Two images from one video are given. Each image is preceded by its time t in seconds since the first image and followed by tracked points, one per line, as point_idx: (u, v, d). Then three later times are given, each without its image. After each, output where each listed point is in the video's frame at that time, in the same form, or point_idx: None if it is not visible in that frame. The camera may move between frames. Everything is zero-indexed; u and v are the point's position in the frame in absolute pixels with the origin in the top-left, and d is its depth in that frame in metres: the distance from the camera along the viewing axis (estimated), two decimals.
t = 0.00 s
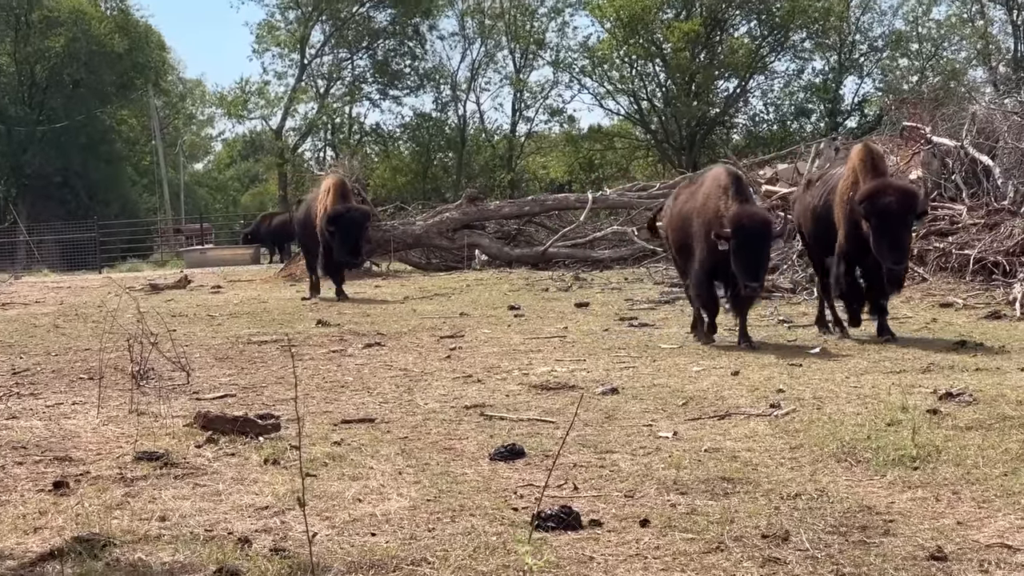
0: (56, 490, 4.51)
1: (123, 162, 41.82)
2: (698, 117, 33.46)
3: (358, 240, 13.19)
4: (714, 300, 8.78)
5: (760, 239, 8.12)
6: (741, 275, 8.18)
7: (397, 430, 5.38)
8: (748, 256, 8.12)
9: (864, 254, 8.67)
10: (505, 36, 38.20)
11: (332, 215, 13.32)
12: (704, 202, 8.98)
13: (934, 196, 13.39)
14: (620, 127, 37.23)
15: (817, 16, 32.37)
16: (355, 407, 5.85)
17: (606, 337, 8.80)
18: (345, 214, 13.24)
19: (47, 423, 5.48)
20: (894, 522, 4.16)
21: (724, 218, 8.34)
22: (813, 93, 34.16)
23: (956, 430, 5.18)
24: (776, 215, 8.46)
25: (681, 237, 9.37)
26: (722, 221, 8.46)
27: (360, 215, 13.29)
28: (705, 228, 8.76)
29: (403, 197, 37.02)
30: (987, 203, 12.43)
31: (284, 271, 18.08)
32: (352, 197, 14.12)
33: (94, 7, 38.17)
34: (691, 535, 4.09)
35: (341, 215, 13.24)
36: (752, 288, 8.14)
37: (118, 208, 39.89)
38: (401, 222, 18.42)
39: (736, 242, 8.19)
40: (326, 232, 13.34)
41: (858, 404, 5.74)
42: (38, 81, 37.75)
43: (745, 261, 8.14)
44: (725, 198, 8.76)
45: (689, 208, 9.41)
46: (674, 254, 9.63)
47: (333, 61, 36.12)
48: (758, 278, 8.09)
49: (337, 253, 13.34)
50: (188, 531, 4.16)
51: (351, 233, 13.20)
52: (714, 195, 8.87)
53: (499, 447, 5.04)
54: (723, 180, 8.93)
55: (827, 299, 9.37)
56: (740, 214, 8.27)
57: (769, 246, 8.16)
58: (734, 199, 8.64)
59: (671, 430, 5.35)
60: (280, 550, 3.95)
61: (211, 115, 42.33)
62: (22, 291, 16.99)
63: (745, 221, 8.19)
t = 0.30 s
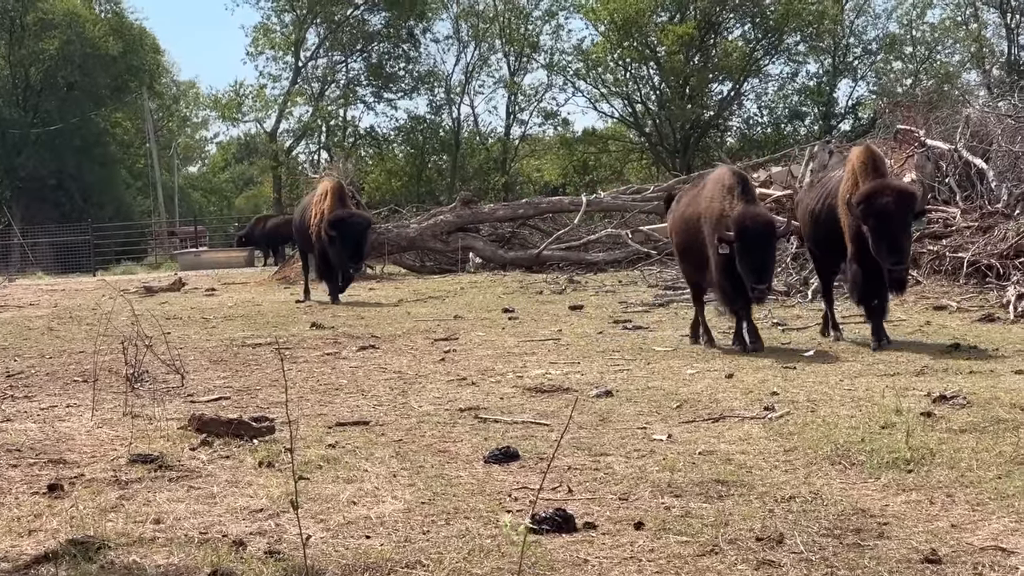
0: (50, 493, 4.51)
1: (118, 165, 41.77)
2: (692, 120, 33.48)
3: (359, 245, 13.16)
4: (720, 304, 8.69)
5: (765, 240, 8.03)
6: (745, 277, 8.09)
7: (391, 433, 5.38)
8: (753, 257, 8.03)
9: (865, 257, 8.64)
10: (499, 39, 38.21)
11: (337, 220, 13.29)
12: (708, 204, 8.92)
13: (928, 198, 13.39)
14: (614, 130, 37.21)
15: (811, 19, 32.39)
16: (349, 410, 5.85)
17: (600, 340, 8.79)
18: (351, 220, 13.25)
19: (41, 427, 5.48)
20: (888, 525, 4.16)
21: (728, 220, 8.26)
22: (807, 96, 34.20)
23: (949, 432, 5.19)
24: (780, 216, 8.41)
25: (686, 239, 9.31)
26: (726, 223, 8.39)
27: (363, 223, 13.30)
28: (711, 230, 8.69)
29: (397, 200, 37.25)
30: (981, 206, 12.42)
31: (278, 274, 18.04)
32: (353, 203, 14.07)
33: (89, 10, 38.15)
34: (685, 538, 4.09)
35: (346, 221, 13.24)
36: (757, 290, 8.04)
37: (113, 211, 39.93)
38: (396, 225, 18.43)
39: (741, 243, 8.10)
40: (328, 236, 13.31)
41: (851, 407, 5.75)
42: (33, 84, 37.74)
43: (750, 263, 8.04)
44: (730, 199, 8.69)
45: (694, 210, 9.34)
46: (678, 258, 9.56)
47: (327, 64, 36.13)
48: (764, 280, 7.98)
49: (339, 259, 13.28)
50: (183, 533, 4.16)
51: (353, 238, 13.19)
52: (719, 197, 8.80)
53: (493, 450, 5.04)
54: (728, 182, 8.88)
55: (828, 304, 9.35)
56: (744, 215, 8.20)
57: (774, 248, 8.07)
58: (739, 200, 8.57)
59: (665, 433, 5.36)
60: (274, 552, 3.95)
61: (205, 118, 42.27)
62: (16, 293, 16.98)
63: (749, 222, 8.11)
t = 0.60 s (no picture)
0: (41, 498, 4.50)
1: (110, 168, 41.71)
2: (684, 123, 33.49)
3: (359, 243, 13.16)
4: (721, 312, 8.65)
5: (767, 252, 7.98)
6: (747, 288, 8.04)
7: (383, 436, 5.37)
8: (755, 269, 7.97)
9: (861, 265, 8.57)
10: (490, 42, 38.19)
11: (334, 219, 13.24)
12: (709, 209, 8.86)
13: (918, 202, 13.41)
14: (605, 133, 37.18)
15: (802, 23, 32.42)
16: (340, 413, 5.84)
17: (592, 343, 8.78)
18: (348, 215, 13.20)
19: (32, 431, 5.47)
20: (879, 529, 4.16)
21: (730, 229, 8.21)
22: (798, 99, 34.22)
23: (940, 436, 5.19)
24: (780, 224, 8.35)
25: (686, 244, 9.27)
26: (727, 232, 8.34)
27: (360, 219, 13.25)
28: (711, 238, 8.64)
29: (388, 203, 37.18)
30: (972, 209, 12.39)
31: (269, 277, 18.00)
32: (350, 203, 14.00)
33: (80, 13, 38.15)
34: (677, 542, 4.08)
35: (343, 218, 13.18)
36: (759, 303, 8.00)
37: (104, 214, 39.87)
38: (387, 229, 18.44)
39: (743, 253, 8.05)
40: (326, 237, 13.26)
41: (843, 410, 5.74)
42: (24, 87, 37.70)
43: (752, 275, 7.99)
44: (731, 207, 8.64)
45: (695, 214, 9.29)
46: (678, 262, 9.53)
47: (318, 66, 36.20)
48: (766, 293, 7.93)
49: (341, 259, 13.28)
50: (174, 537, 4.15)
51: (352, 236, 13.15)
52: (719, 204, 8.75)
53: (484, 453, 5.03)
54: (729, 187, 8.81)
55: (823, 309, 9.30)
56: (746, 225, 8.14)
57: (776, 259, 8.01)
58: (740, 207, 8.50)
59: (656, 436, 5.35)
60: (266, 557, 3.94)
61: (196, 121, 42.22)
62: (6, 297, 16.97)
63: (750, 232, 8.05)
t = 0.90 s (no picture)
0: (29, 500, 4.49)
1: (98, 171, 41.74)
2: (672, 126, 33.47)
3: (355, 246, 13.15)
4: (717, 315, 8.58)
5: (767, 253, 7.93)
6: (745, 290, 7.99)
7: (371, 439, 5.37)
8: (754, 270, 7.92)
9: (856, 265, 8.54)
10: (478, 45, 38.16)
11: (331, 223, 13.27)
12: (708, 211, 8.84)
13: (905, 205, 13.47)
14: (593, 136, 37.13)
15: (790, 26, 32.40)
16: (329, 416, 5.83)
17: (581, 347, 8.78)
18: (346, 220, 13.23)
19: (19, 433, 5.46)
20: (867, 532, 4.16)
21: (730, 230, 8.16)
22: (786, 102, 34.21)
23: (928, 439, 5.18)
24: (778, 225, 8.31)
25: (684, 246, 9.23)
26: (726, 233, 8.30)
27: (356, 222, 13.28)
28: (709, 240, 8.60)
29: (376, 206, 37.18)
30: (959, 213, 12.45)
31: (258, 280, 17.99)
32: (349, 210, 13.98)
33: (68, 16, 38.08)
34: (665, 545, 4.08)
35: (340, 222, 13.23)
36: (758, 305, 7.94)
37: (92, 216, 39.83)
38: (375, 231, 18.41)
39: (742, 254, 8.00)
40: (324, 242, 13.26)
41: (831, 413, 5.74)
42: (13, 89, 37.65)
43: (751, 277, 7.94)
44: (730, 208, 8.60)
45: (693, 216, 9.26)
46: (676, 266, 9.47)
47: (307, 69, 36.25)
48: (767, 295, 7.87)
49: (337, 263, 13.26)
50: (162, 541, 4.14)
51: (349, 241, 13.14)
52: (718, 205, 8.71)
53: (473, 456, 5.03)
54: (728, 189, 8.79)
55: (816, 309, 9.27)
56: (745, 226, 8.10)
57: (776, 260, 7.97)
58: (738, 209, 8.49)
59: (645, 439, 5.34)
60: (254, 560, 3.93)
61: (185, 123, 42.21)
62: None
63: (751, 234, 8.01)
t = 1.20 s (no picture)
0: (14, 503, 4.48)
1: (82, 172, 41.62)
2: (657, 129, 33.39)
3: (343, 246, 13.11)
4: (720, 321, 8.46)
5: (767, 253, 7.85)
6: (748, 290, 7.92)
7: (356, 442, 5.36)
8: (756, 269, 7.85)
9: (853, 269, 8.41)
10: (463, 47, 38.11)
11: (321, 223, 13.19)
12: (703, 215, 8.73)
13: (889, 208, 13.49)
14: (578, 138, 37.07)
15: (774, 28, 32.40)
16: (313, 419, 5.82)
17: (567, 348, 8.77)
18: (336, 220, 13.17)
19: (1, 437, 5.43)
20: (853, 536, 4.15)
21: (726, 232, 8.06)
22: (771, 105, 34.20)
23: (912, 442, 5.18)
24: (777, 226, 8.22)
25: (682, 251, 9.15)
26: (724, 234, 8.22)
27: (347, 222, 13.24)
28: (707, 243, 8.50)
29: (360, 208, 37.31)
30: (943, 216, 12.49)
31: (243, 282, 18.00)
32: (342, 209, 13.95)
33: (52, 17, 37.97)
34: (650, 548, 4.07)
35: (329, 222, 13.19)
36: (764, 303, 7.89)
37: (77, 218, 39.71)
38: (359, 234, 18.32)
39: (743, 255, 7.92)
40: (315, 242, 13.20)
41: (815, 416, 5.74)
42: None
43: (753, 276, 7.87)
44: (724, 210, 8.52)
45: (689, 221, 9.18)
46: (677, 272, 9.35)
47: (292, 71, 36.23)
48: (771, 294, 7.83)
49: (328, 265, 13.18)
50: (146, 544, 4.13)
51: (337, 240, 13.10)
52: (712, 208, 8.63)
53: (457, 459, 5.02)
54: (722, 192, 8.68)
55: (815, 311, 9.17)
56: (743, 227, 8.01)
57: (777, 259, 7.89)
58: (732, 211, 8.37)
59: (630, 442, 5.34)
60: (238, 563, 3.92)
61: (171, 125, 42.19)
62: None
63: (750, 236, 7.91)
